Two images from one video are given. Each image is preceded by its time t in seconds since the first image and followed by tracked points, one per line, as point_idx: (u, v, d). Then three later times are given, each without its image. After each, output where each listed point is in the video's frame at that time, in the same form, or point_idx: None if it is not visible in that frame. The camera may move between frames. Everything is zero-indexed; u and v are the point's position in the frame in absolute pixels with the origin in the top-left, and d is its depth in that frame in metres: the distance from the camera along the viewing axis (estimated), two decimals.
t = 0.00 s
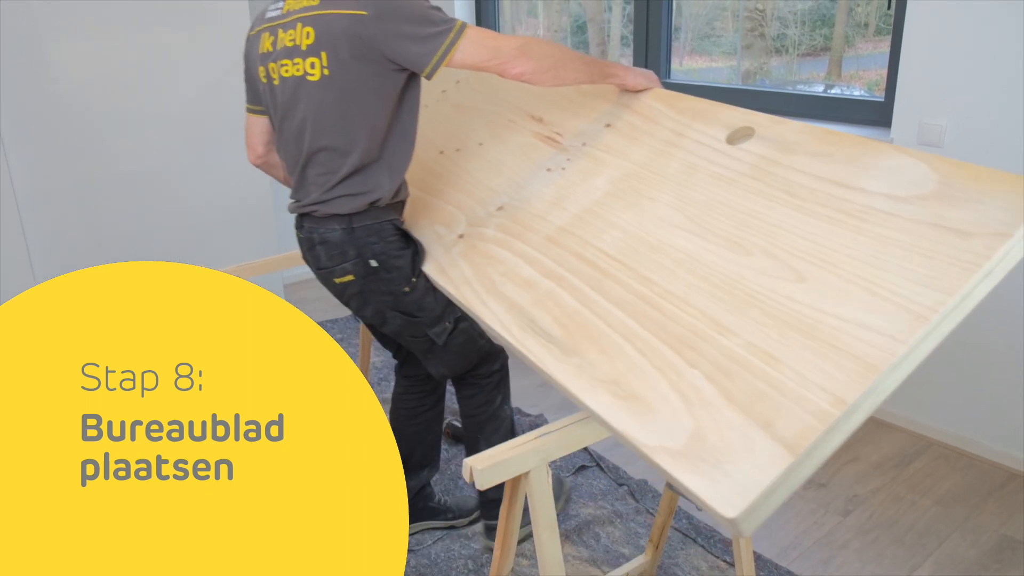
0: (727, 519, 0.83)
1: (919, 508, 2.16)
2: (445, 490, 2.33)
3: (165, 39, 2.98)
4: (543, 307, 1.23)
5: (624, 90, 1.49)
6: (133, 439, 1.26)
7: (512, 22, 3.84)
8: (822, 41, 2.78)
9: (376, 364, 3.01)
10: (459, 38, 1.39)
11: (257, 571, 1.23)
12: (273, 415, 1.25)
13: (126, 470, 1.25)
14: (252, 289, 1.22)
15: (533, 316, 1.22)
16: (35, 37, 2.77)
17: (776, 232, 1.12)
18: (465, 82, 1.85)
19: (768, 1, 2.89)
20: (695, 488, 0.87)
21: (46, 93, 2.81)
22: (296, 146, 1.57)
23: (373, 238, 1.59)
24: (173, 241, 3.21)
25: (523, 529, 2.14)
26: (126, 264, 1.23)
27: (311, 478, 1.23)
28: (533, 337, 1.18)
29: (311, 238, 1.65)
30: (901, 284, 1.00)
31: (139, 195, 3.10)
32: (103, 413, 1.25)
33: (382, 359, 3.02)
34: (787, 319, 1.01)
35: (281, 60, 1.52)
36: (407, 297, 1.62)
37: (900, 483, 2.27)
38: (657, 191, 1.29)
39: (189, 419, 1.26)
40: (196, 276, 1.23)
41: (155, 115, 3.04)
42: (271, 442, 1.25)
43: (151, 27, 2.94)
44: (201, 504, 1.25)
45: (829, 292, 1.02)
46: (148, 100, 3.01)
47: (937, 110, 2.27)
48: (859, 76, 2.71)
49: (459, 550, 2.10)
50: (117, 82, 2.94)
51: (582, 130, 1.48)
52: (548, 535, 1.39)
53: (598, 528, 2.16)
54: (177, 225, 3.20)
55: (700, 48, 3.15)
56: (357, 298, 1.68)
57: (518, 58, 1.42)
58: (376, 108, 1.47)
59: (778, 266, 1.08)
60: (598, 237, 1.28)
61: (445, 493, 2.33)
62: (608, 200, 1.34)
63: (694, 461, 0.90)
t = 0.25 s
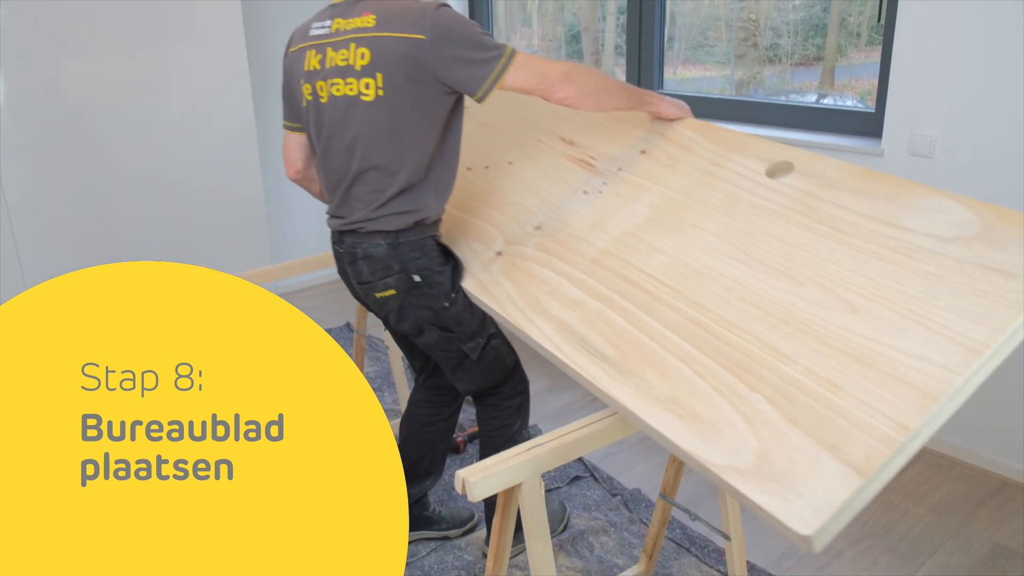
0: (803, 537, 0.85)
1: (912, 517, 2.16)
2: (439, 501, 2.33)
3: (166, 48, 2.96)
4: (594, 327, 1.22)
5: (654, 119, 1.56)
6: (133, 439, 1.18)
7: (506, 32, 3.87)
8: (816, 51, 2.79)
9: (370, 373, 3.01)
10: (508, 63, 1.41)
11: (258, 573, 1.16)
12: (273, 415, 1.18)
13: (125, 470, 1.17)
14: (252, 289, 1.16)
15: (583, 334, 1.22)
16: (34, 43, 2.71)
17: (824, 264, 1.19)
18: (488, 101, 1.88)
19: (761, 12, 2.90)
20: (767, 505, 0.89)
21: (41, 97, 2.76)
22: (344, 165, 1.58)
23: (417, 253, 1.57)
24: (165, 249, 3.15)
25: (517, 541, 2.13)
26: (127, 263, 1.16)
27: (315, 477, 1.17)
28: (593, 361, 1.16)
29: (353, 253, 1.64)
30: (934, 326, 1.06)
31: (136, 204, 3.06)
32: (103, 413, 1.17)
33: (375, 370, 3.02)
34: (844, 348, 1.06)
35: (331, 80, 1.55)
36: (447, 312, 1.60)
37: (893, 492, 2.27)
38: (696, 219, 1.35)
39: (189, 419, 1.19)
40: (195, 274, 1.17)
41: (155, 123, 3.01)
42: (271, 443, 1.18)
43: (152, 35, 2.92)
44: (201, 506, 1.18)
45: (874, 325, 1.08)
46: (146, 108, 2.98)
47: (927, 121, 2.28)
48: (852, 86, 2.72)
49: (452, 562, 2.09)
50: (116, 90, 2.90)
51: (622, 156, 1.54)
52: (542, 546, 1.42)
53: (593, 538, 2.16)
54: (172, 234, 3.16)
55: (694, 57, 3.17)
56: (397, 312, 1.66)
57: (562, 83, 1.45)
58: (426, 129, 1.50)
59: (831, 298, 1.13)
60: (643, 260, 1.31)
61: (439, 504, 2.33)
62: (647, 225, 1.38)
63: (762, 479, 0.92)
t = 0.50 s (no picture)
0: (882, 515, 0.87)
1: (902, 525, 2.17)
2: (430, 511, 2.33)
3: (159, 55, 2.95)
4: (643, 322, 1.25)
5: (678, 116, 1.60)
6: (132, 439, 1.16)
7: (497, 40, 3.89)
8: (805, 60, 2.80)
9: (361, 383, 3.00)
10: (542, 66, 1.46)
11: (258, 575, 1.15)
12: (273, 415, 1.18)
13: (125, 471, 1.16)
14: (253, 289, 1.16)
15: (634, 330, 1.25)
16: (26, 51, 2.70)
17: (867, 255, 1.21)
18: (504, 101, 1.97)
19: (751, 22, 2.91)
20: (845, 489, 0.91)
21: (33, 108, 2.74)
22: (381, 173, 1.62)
23: (456, 255, 1.62)
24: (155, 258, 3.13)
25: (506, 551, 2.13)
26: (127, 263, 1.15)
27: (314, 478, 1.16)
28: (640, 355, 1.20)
29: (391, 258, 1.67)
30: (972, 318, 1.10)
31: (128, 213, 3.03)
32: (104, 413, 1.15)
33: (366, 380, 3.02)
34: (898, 334, 1.08)
35: (368, 90, 1.57)
36: (481, 314, 1.66)
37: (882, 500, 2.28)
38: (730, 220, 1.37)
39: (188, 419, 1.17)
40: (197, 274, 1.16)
41: (148, 130, 3.00)
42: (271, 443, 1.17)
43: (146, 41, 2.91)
44: (201, 506, 1.16)
45: (922, 311, 1.10)
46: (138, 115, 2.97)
47: (914, 131, 2.30)
48: (841, 95, 2.72)
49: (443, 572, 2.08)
50: (109, 97, 2.89)
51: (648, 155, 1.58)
52: (532, 557, 1.40)
53: (583, 547, 2.15)
54: (163, 242, 3.14)
55: (685, 66, 3.19)
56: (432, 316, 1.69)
57: (594, 86, 1.49)
58: (464, 136, 1.54)
59: (877, 284, 1.16)
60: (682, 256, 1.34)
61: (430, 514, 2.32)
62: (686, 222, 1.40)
63: (836, 463, 0.94)
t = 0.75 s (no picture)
0: (926, 481, 0.97)
1: (889, 529, 2.17)
2: (420, 520, 2.32)
3: (149, 62, 2.95)
4: (674, 317, 1.35)
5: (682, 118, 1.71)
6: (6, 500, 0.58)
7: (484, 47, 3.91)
8: (793, 68, 2.81)
9: (350, 391, 3.00)
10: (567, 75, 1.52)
11: None
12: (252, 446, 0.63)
13: None
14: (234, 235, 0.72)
15: (659, 324, 1.36)
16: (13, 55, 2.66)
17: (881, 245, 1.30)
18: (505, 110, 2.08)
19: (739, 29, 2.92)
20: (889, 459, 1.01)
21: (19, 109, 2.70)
22: (409, 183, 1.62)
23: (483, 257, 1.66)
24: (143, 266, 3.11)
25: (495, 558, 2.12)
26: None
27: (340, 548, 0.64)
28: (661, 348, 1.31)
29: (418, 263, 1.70)
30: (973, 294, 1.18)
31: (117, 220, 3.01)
32: None
33: (355, 388, 3.01)
34: (920, 317, 1.18)
35: (396, 101, 1.57)
36: (505, 316, 1.70)
37: (870, 504, 2.28)
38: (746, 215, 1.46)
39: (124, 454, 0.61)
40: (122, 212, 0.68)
41: (138, 137, 2.99)
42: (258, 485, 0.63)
43: (136, 48, 2.91)
44: None
45: (936, 295, 1.20)
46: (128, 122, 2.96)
47: (898, 138, 2.32)
48: (829, 102, 2.72)
49: None
50: (99, 104, 2.88)
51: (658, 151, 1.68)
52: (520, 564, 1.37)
53: (573, 553, 2.14)
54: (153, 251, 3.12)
55: (673, 74, 3.21)
56: (457, 319, 1.73)
57: (610, 93, 1.58)
58: (493, 143, 1.57)
59: (895, 274, 1.25)
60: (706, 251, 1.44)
61: (420, 523, 2.31)
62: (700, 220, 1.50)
63: (875, 437, 1.05)
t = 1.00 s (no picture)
0: (940, 433, 1.12)
1: (875, 532, 2.17)
2: (406, 526, 2.30)
3: (134, 67, 2.94)
4: (690, 304, 1.51)
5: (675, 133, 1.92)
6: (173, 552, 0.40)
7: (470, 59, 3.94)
8: (779, 73, 2.82)
9: (337, 397, 2.98)
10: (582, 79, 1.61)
11: None
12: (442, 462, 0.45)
13: None
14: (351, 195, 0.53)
15: (673, 311, 1.51)
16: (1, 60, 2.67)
17: (876, 239, 1.48)
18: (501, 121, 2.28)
19: (726, 35, 2.93)
20: (909, 418, 1.16)
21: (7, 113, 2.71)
22: (435, 177, 1.69)
23: (503, 252, 1.75)
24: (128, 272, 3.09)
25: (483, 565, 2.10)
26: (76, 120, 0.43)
27: None
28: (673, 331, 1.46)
29: (439, 255, 1.76)
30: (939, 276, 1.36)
31: (102, 226, 3.00)
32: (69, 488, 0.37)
33: (342, 395, 3.00)
34: (919, 297, 1.35)
35: (426, 97, 1.63)
36: (519, 310, 1.78)
37: (855, 507, 2.29)
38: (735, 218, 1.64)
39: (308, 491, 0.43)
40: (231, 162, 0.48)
41: (123, 143, 2.98)
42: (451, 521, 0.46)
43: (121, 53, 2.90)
44: None
45: (929, 278, 1.37)
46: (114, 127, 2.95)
47: (883, 142, 2.33)
48: (815, 107, 2.74)
49: None
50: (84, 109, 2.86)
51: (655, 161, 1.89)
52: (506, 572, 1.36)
53: (561, 559, 2.13)
54: (139, 257, 3.11)
55: (661, 79, 3.21)
56: (473, 311, 1.78)
57: (621, 99, 1.67)
58: (514, 139, 1.66)
59: (892, 262, 1.42)
60: (710, 246, 1.61)
61: (406, 529, 2.30)
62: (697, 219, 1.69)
63: (890, 400, 1.19)
